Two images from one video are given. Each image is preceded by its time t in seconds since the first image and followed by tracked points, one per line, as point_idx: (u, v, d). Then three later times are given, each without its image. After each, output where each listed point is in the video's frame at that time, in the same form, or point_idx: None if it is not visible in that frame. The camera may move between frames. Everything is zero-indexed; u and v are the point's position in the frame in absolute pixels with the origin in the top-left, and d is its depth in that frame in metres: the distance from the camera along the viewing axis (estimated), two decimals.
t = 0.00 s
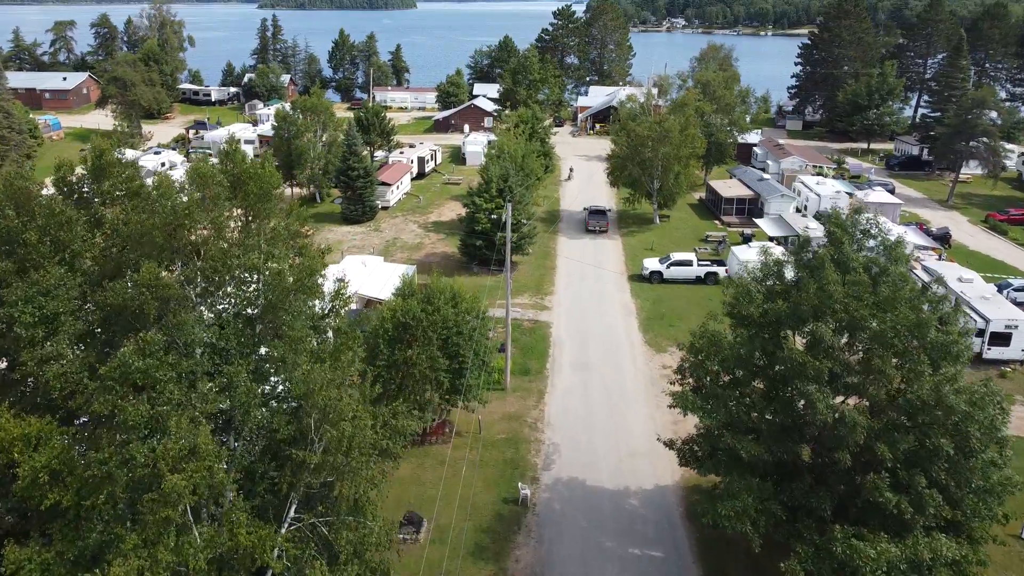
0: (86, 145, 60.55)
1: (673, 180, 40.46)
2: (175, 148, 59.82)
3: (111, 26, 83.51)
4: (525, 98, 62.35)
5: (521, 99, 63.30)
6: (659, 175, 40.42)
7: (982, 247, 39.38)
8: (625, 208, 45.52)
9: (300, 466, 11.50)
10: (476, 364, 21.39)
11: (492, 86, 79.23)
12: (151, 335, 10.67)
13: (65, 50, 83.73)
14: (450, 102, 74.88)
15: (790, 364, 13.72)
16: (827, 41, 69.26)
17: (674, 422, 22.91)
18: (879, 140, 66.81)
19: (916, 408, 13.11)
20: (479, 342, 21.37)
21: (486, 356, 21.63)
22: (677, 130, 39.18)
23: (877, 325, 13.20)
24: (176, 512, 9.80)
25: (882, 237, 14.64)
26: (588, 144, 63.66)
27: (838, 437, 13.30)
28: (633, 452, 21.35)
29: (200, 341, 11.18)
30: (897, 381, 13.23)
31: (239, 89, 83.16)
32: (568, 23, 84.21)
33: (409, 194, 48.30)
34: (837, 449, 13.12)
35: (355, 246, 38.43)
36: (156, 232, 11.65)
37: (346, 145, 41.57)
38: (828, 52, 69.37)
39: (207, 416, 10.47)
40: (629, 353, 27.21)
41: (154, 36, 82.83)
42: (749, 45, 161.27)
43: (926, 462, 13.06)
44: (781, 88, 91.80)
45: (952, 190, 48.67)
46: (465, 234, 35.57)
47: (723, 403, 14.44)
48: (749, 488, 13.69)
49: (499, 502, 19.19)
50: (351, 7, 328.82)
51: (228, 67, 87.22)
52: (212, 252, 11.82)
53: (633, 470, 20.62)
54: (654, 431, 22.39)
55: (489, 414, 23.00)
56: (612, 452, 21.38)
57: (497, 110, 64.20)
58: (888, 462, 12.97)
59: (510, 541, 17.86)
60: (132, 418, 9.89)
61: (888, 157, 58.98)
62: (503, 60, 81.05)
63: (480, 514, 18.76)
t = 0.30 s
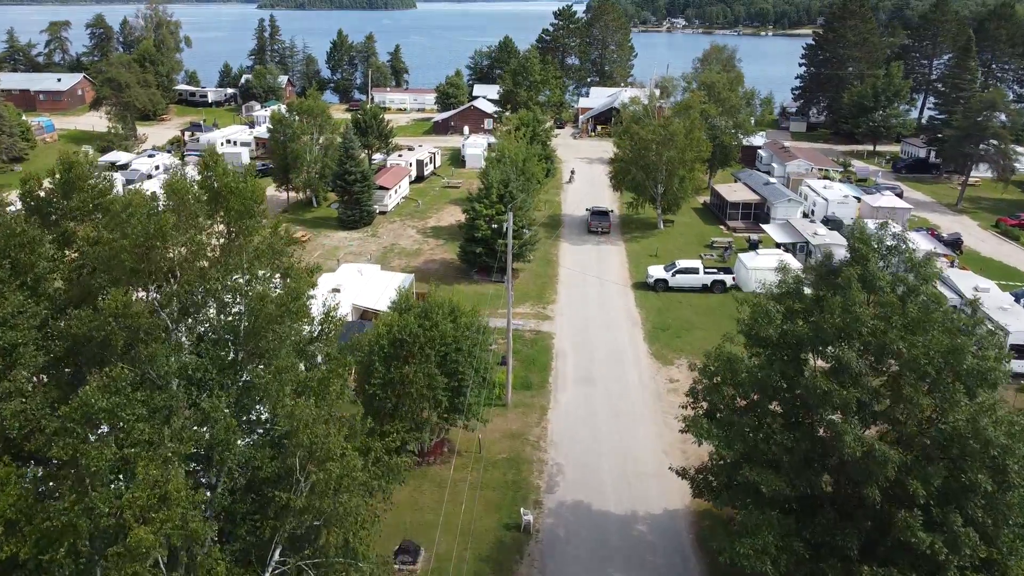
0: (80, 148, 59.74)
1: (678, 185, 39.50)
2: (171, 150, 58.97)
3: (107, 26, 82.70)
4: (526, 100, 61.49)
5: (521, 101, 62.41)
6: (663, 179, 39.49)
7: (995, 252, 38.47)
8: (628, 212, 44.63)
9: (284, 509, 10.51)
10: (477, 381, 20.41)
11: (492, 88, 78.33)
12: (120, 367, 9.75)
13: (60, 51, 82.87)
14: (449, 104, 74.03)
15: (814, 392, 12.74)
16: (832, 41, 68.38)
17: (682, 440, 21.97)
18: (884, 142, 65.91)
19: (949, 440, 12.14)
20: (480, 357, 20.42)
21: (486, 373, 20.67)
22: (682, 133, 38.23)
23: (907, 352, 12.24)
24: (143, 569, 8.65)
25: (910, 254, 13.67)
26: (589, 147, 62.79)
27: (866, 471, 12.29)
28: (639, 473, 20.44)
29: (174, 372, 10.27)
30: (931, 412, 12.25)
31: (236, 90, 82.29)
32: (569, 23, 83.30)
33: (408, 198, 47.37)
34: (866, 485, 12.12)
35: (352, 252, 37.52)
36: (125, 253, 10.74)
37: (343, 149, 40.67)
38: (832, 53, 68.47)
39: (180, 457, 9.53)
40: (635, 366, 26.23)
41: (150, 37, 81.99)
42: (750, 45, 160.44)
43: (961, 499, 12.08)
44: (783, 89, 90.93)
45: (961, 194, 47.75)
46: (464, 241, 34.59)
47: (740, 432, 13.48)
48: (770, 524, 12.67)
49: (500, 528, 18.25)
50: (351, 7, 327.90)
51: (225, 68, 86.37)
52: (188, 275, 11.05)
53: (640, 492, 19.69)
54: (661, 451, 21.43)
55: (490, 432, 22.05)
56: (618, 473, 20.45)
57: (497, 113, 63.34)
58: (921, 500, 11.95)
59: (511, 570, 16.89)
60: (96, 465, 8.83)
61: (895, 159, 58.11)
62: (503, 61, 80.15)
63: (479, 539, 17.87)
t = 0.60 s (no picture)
0: (74, 150, 58.79)
1: (683, 189, 38.53)
2: (165, 153, 58.06)
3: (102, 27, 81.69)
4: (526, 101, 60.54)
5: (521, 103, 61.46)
6: (667, 183, 38.53)
7: (1008, 259, 37.52)
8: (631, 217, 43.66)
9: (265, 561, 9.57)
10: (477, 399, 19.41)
11: (492, 89, 77.43)
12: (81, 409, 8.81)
13: (55, 52, 81.76)
14: (448, 105, 73.09)
15: (842, 424, 11.77)
16: (837, 42, 67.46)
17: (691, 460, 21.05)
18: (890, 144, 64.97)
19: (991, 479, 11.16)
20: (480, 374, 19.42)
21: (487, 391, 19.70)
22: (687, 136, 37.27)
23: (944, 382, 11.30)
24: None
25: (943, 274, 12.70)
26: (590, 149, 61.82)
27: (900, 511, 11.30)
28: (646, 497, 19.49)
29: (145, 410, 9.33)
30: (969, 447, 11.28)
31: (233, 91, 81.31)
32: (570, 24, 82.36)
33: (406, 202, 46.38)
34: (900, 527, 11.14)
35: (349, 259, 36.54)
36: (89, 280, 9.81)
37: (339, 153, 39.69)
38: (837, 54, 67.54)
39: (150, 507, 8.61)
40: (640, 381, 25.27)
41: (146, 36, 80.93)
42: (752, 46, 159.63)
43: (1003, 541, 11.12)
44: (786, 91, 90.02)
45: (971, 197, 46.81)
46: (464, 248, 33.63)
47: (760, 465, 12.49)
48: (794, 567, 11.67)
49: (501, 557, 17.28)
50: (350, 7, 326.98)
51: (222, 69, 85.41)
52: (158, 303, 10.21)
53: (648, 518, 18.73)
54: (669, 473, 20.49)
55: (490, 453, 21.07)
56: (624, 497, 19.50)
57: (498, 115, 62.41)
58: (960, 543, 10.95)
59: None
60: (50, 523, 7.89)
61: (901, 162, 57.17)
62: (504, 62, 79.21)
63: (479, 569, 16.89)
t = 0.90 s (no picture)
0: (67, 153, 57.78)
1: (688, 194, 37.57)
2: (160, 156, 57.13)
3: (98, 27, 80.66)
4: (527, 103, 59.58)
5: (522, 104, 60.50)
6: (672, 188, 37.58)
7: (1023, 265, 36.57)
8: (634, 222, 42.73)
9: None
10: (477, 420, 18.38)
11: (492, 90, 76.51)
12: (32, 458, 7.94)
13: (50, 52, 80.77)
14: (448, 107, 72.16)
15: (875, 462, 10.82)
16: (842, 43, 66.53)
17: (701, 482, 20.11)
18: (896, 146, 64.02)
19: None
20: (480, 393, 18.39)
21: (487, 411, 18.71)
22: (693, 140, 36.34)
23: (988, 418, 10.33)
24: None
25: (980, 295, 11.73)
26: (592, 151, 60.89)
27: (940, 558, 10.33)
28: (656, 523, 18.48)
29: (107, 457, 8.45)
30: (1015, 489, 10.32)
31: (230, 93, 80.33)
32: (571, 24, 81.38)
33: (404, 207, 45.44)
34: None
35: (345, 266, 35.61)
36: (42, 315, 9.20)
37: (336, 157, 38.75)
38: (843, 55, 66.61)
39: (109, 571, 7.64)
40: (646, 397, 24.28)
41: (142, 37, 79.94)
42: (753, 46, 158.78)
43: None
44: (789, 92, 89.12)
45: (981, 201, 45.86)
46: (463, 255, 32.67)
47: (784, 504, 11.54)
48: None
49: None
50: (349, 7, 326.03)
51: (219, 70, 84.44)
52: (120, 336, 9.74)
53: (657, 546, 17.72)
54: (678, 496, 19.52)
55: (492, 476, 20.06)
56: (632, 523, 18.50)
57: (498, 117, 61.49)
58: None
59: None
60: None
61: (908, 165, 56.25)
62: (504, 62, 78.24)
63: None
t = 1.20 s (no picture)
0: (60, 156, 56.83)
1: (694, 199, 36.61)
2: (155, 158, 56.17)
3: (93, 28, 79.67)
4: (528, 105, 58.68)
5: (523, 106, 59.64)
6: (677, 193, 36.66)
7: None
8: (638, 227, 41.77)
9: None
10: (478, 442, 17.38)
11: (492, 91, 75.55)
12: None
13: (44, 53, 79.72)
14: (447, 108, 71.24)
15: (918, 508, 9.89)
16: (848, 43, 65.59)
17: (712, 507, 19.16)
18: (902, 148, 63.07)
19: None
20: (480, 416, 17.40)
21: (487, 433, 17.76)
22: (699, 144, 35.41)
23: None
24: None
25: None
26: (594, 154, 59.91)
27: None
28: (664, 551, 17.58)
29: (63, 514, 8.46)
30: None
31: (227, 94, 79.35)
32: (573, 25, 80.44)
33: (402, 211, 44.46)
34: None
35: (341, 273, 34.64)
36: None
37: (332, 161, 37.76)
38: (848, 56, 65.68)
39: None
40: (653, 413, 23.39)
41: (137, 38, 79.00)
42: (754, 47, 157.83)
43: None
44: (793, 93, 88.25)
45: (992, 205, 44.92)
46: (463, 263, 31.70)
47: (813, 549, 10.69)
48: None
49: None
50: (349, 7, 325.17)
51: (216, 70, 83.49)
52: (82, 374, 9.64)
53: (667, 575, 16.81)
54: (688, 521, 18.61)
55: (493, 500, 19.13)
56: (640, 550, 17.59)
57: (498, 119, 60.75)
58: None
59: None
60: None
61: (915, 168, 55.31)
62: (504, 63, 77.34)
63: None
